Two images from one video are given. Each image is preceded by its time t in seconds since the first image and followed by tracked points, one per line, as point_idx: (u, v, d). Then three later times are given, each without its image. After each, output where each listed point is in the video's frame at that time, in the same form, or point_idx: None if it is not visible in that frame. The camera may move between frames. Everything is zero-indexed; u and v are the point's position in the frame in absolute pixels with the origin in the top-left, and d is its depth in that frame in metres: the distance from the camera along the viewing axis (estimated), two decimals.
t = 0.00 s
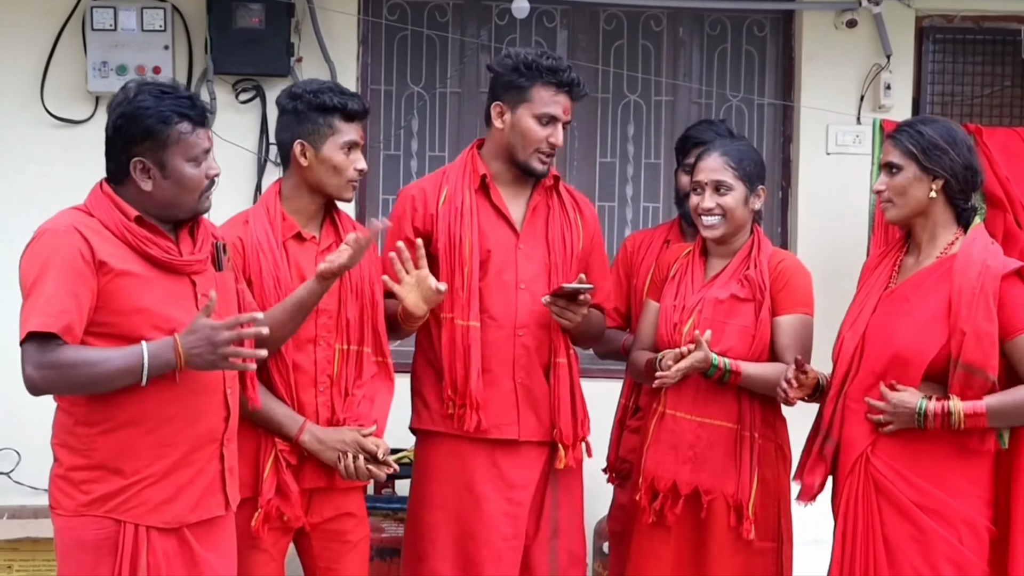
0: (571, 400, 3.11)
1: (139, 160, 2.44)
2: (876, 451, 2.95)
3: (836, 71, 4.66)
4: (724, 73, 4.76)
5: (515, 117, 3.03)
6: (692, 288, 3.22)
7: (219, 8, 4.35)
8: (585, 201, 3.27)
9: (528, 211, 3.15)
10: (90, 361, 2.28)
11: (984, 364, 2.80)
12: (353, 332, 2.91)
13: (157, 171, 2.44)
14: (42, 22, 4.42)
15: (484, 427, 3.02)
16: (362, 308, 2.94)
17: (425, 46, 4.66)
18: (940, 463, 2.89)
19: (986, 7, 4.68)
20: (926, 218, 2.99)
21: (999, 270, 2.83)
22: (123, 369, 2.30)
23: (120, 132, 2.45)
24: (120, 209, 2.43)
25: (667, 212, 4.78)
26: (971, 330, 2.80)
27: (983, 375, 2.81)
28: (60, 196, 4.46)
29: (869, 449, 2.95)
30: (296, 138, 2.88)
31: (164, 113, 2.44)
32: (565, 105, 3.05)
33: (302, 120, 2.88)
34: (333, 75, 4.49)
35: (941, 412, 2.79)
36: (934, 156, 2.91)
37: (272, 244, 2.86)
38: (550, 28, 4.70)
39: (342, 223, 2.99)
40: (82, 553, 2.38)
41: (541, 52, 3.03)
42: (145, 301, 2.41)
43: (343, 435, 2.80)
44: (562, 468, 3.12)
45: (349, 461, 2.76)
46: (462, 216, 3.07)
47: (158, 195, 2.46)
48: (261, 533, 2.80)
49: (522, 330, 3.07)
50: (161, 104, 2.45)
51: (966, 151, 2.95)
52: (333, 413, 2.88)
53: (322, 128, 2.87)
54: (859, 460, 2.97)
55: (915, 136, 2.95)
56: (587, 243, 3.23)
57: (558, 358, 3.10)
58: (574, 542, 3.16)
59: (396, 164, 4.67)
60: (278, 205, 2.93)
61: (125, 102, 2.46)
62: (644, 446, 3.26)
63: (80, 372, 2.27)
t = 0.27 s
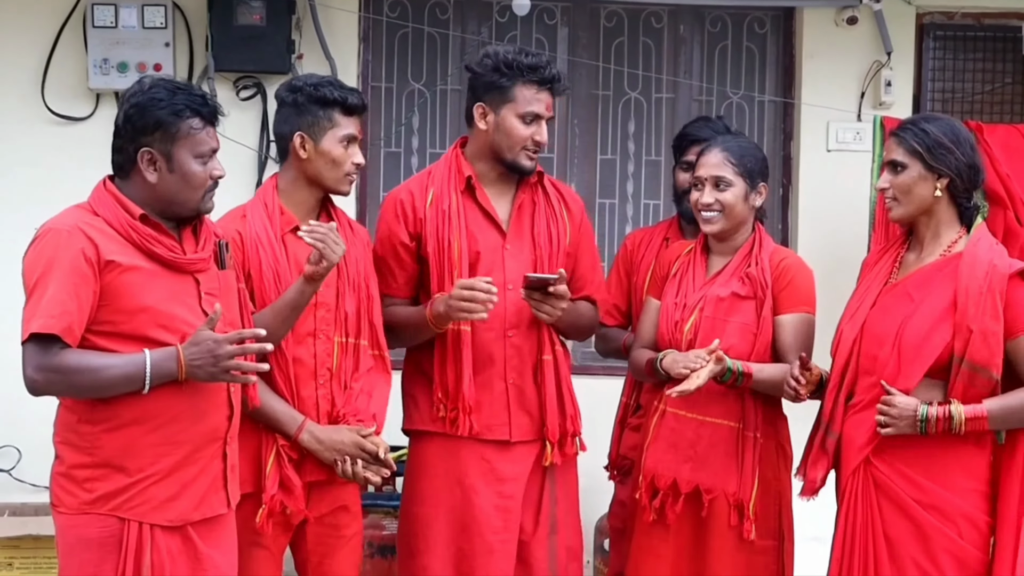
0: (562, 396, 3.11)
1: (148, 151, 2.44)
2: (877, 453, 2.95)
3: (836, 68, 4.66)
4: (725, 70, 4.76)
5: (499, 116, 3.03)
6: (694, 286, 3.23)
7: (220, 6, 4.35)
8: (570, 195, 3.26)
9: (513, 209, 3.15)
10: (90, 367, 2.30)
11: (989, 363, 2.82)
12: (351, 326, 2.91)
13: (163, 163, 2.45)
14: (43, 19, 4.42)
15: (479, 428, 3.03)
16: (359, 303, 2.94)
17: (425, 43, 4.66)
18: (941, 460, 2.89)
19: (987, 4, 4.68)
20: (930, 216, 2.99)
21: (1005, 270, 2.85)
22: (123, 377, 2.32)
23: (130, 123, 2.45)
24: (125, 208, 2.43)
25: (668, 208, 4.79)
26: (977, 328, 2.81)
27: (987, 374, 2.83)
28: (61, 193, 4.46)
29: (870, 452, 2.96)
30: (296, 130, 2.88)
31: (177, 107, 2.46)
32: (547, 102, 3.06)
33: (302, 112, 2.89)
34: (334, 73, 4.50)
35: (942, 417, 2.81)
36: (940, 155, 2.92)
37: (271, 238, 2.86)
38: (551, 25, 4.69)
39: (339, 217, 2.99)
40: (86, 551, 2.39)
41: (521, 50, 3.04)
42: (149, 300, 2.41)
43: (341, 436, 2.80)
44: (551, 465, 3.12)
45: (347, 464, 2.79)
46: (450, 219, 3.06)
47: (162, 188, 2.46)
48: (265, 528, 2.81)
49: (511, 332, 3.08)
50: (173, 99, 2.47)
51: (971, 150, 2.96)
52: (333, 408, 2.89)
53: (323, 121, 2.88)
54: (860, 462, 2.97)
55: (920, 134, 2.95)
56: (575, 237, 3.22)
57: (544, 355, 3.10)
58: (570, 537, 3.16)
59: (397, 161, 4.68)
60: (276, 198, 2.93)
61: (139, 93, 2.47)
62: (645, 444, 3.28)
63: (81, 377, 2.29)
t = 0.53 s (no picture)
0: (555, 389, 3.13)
1: (147, 145, 2.45)
2: (878, 447, 2.95)
3: (837, 66, 4.66)
4: (727, 68, 4.76)
5: (479, 112, 3.03)
6: (697, 284, 3.23)
7: (222, 4, 4.35)
8: (556, 186, 3.26)
9: (500, 203, 3.15)
10: (93, 368, 2.30)
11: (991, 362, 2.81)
12: (348, 321, 2.92)
13: (163, 158, 2.45)
14: (45, 18, 4.42)
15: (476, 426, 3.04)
16: (354, 297, 2.94)
17: (427, 41, 4.66)
18: (945, 458, 2.89)
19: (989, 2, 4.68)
20: (930, 214, 2.98)
21: (1010, 271, 2.85)
22: (125, 377, 2.33)
23: (129, 118, 2.46)
24: (126, 207, 2.44)
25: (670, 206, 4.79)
26: (981, 327, 2.82)
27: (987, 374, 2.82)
28: (64, 192, 4.47)
29: (871, 447, 2.96)
30: (286, 130, 2.89)
31: (174, 100, 2.47)
32: (526, 95, 3.06)
33: (291, 111, 2.89)
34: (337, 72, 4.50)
35: (957, 372, 2.73)
36: (941, 154, 2.92)
37: (264, 238, 2.86)
38: (553, 23, 4.70)
39: (329, 214, 3.00)
40: (90, 549, 2.40)
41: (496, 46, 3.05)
42: (151, 299, 2.41)
43: (342, 437, 2.80)
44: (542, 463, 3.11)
45: (349, 464, 2.79)
46: (439, 216, 3.05)
47: (162, 183, 2.46)
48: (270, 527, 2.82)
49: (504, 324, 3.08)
50: (170, 92, 2.48)
51: (973, 150, 2.95)
52: (333, 405, 2.90)
53: (312, 119, 2.89)
54: (861, 456, 2.97)
55: (922, 133, 2.95)
56: (563, 230, 3.22)
57: (536, 346, 3.10)
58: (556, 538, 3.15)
59: (400, 159, 4.69)
60: (267, 197, 2.92)
61: (135, 89, 2.48)
62: (648, 439, 3.27)
63: (83, 378, 2.29)
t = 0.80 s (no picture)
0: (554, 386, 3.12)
1: (144, 145, 2.45)
2: (882, 445, 2.95)
3: (840, 65, 4.66)
4: (729, 67, 4.76)
5: (461, 104, 3.05)
6: (702, 283, 3.23)
7: (224, 3, 4.36)
8: (549, 191, 3.26)
9: (496, 207, 3.14)
10: (92, 369, 2.31)
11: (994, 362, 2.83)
12: (344, 319, 2.92)
13: (161, 156, 2.45)
14: (47, 17, 4.43)
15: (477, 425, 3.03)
16: (351, 296, 2.94)
17: (429, 40, 4.66)
18: (948, 455, 2.89)
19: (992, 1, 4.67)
20: (939, 214, 2.98)
21: (1018, 272, 2.86)
22: (124, 380, 2.33)
23: (122, 121, 2.46)
24: (126, 207, 2.44)
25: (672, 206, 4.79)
26: (984, 323, 2.83)
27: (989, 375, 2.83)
28: (66, 191, 4.47)
29: (875, 443, 2.96)
30: (277, 131, 2.88)
31: (165, 97, 2.47)
32: (507, 81, 3.08)
33: (280, 112, 2.89)
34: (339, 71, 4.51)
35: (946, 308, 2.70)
36: (949, 155, 2.91)
37: (259, 238, 2.87)
38: (555, 22, 4.70)
39: (325, 212, 3.01)
40: (91, 548, 2.40)
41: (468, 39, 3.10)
42: (152, 300, 2.42)
43: (341, 436, 2.80)
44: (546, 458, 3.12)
45: (348, 464, 2.79)
46: (438, 222, 3.04)
47: (162, 181, 2.47)
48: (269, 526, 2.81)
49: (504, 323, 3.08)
50: (159, 90, 2.48)
51: (982, 150, 2.94)
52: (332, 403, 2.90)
53: (303, 119, 2.88)
54: (865, 452, 2.97)
55: (931, 133, 2.94)
56: (557, 234, 3.21)
57: (534, 350, 3.11)
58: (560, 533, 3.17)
59: (402, 158, 4.69)
60: (263, 198, 2.93)
61: (124, 90, 2.48)
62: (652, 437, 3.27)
63: (83, 379, 2.30)
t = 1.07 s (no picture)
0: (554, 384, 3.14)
1: (137, 145, 2.45)
2: (882, 441, 2.95)
3: (842, 64, 4.66)
4: (731, 66, 4.76)
5: (464, 102, 3.04)
6: (707, 283, 3.23)
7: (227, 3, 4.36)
8: (547, 190, 3.29)
9: (496, 204, 3.16)
10: (93, 371, 2.30)
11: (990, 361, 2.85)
12: (343, 320, 2.93)
13: (155, 152, 2.45)
14: (50, 17, 4.43)
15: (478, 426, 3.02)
16: (349, 297, 2.95)
17: (431, 40, 4.66)
18: (949, 454, 2.90)
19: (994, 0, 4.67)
20: (944, 214, 2.98)
21: (1019, 274, 2.87)
22: (124, 381, 2.33)
23: (111, 125, 2.46)
24: (128, 207, 2.44)
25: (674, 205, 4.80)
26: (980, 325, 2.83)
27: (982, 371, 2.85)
28: (68, 190, 4.48)
29: (875, 439, 2.96)
30: (277, 130, 2.88)
31: (146, 92, 2.46)
32: (508, 80, 3.07)
33: (279, 111, 2.88)
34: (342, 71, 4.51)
35: (926, 317, 2.73)
36: (954, 155, 2.91)
37: (258, 241, 2.87)
38: (557, 21, 4.70)
39: (325, 212, 3.02)
40: (91, 548, 2.40)
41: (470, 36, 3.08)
42: (153, 301, 2.42)
43: (338, 438, 2.79)
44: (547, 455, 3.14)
45: (344, 466, 2.78)
46: (440, 218, 3.05)
47: (161, 178, 2.47)
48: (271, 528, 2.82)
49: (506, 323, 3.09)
50: (140, 87, 2.47)
51: (986, 149, 2.95)
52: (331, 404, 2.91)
53: (302, 118, 2.87)
54: (865, 448, 2.97)
55: (936, 135, 2.94)
56: (555, 231, 3.25)
57: (536, 348, 3.13)
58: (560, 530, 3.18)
59: (404, 158, 4.70)
60: (262, 198, 2.93)
61: (107, 94, 2.47)
62: (655, 436, 3.27)
63: (84, 381, 2.30)
